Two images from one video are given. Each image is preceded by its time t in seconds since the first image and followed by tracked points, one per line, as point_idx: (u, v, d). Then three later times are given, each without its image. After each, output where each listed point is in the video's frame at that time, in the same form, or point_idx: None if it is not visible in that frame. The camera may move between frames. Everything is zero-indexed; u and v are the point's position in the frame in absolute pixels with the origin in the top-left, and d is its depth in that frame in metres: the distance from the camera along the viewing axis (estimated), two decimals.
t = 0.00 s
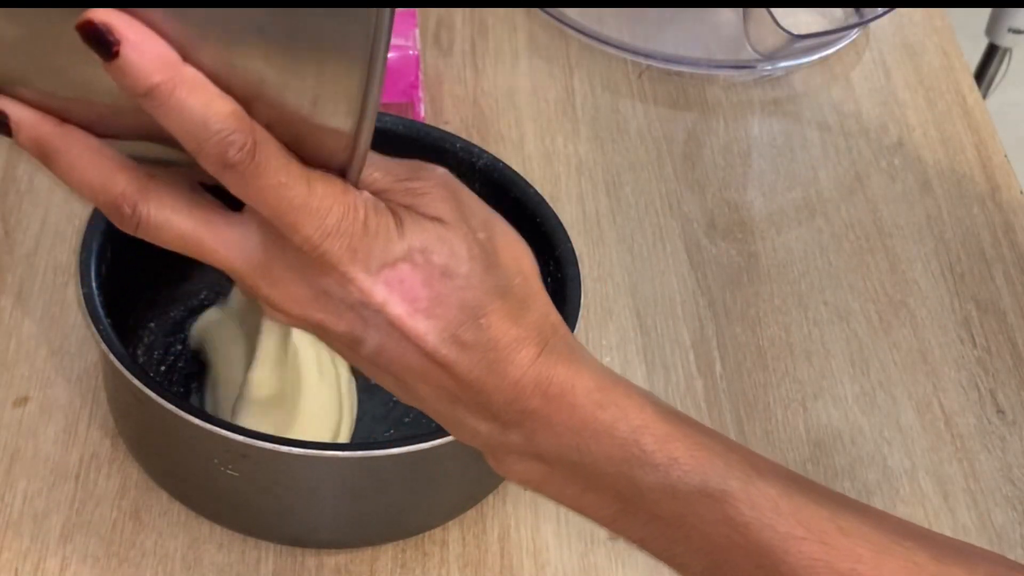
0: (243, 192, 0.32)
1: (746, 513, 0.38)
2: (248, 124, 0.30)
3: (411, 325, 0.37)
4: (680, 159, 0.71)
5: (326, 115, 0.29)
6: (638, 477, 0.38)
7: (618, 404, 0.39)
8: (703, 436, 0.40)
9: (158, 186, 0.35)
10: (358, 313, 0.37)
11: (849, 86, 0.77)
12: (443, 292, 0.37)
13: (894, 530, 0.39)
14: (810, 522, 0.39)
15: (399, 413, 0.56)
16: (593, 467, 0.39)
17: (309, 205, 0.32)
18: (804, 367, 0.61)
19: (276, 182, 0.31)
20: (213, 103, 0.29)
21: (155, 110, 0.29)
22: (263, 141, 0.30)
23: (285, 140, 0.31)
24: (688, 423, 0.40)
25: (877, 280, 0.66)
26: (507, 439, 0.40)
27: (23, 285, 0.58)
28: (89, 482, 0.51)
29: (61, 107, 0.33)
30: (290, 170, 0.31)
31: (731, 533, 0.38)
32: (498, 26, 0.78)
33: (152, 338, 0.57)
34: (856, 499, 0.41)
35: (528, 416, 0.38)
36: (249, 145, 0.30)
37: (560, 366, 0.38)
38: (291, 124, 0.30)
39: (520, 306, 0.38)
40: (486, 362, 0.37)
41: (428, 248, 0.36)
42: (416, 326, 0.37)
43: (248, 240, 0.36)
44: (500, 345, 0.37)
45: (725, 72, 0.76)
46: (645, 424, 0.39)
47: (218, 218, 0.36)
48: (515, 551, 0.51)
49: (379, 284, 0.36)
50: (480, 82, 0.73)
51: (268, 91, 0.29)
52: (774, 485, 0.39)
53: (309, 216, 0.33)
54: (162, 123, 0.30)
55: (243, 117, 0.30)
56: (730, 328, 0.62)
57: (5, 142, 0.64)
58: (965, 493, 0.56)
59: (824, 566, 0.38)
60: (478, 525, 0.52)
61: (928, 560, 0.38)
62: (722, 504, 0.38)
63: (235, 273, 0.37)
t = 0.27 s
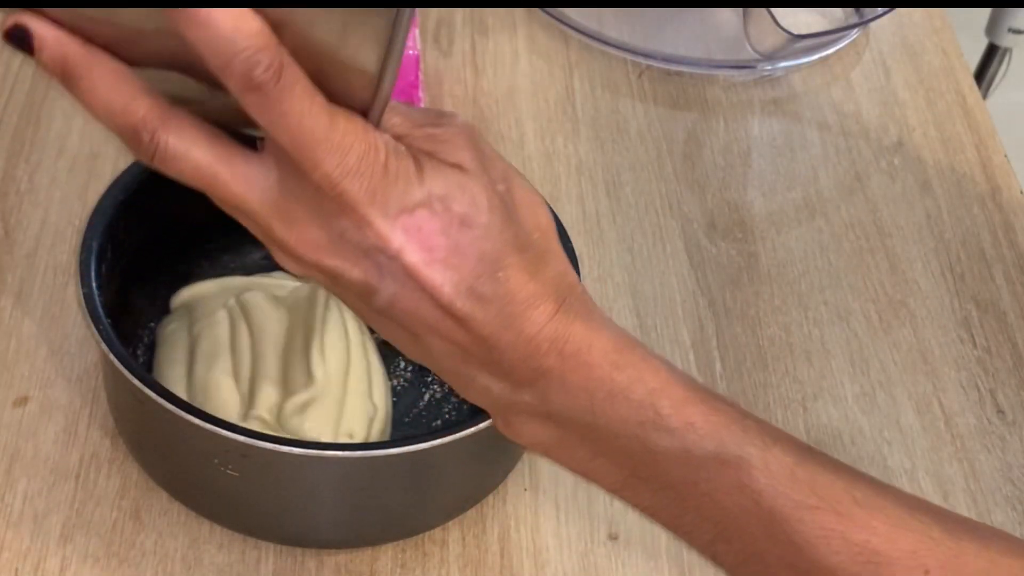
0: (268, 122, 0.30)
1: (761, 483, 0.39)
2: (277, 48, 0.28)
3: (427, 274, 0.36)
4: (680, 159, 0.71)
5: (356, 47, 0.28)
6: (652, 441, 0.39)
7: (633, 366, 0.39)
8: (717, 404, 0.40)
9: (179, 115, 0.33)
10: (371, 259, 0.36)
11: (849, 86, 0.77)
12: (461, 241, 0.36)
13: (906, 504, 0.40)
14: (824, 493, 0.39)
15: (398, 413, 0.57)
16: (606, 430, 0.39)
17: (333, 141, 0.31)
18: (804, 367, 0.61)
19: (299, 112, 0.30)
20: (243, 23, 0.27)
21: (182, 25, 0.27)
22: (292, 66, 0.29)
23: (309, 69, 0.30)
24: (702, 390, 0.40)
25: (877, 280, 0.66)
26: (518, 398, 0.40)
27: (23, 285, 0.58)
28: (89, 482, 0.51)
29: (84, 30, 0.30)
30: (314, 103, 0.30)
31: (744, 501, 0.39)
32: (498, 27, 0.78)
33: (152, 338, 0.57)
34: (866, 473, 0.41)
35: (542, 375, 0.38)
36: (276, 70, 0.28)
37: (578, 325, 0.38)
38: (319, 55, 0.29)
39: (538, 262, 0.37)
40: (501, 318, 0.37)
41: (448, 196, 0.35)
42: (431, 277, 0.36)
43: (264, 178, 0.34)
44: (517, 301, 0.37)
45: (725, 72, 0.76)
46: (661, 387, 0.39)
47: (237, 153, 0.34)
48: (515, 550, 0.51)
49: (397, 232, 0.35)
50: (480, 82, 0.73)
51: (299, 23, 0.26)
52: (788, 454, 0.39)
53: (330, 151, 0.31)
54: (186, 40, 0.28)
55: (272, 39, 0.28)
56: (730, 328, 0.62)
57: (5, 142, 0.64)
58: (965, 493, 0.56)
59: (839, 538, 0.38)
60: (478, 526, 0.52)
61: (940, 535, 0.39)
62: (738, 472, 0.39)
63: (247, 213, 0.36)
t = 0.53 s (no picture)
0: (280, 112, 0.31)
1: (765, 458, 0.38)
2: (290, 43, 0.29)
3: (442, 256, 0.37)
4: (680, 159, 0.71)
5: (365, 36, 0.28)
6: (658, 415, 0.39)
7: (642, 342, 0.39)
8: (731, 381, 0.40)
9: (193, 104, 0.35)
10: (389, 242, 0.37)
11: (849, 86, 0.77)
12: (475, 223, 0.37)
13: (918, 487, 0.39)
14: (831, 470, 0.38)
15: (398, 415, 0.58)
16: (614, 405, 0.39)
17: (346, 131, 0.32)
18: (804, 367, 0.61)
19: (313, 104, 0.30)
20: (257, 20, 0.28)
21: (199, 26, 0.27)
22: (304, 60, 0.29)
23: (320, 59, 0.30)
24: (715, 367, 0.40)
25: (877, 280, 0.66)
26: (531, 371, 0.41)
27: (23, 285, 0.58)
28: (89, 482, 0.51)
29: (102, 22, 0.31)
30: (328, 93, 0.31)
31: (748, 475, 0.38)
32: (498, 27, 0.78)
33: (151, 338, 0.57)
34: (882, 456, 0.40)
35: (551, 349, 0.39)
36: (291, 65, 0.29)
37: (587, 300, 0.39)
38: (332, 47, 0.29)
39: (551, 240, 0.38)
40: (515, 294, 0.38)
41: (463, 177, 0.36)
42: (446, 258, 0.37)
43: (279, 162, 0.36)
44: (528, 277, 0.38)
45: (726, 72, 0.76)
46: (669, 363, 0.39)
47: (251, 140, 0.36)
48: (515, 551, 0.51)
49: (413, 213, 0.36)
50: (480, 83, 0.73)
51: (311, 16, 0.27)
52: (795, 430, 0.39)
53: (343, 141, 0.32)
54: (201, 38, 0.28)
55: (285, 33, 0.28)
56: (730, 328, 0.62)
57: (5, 142, 0.64)
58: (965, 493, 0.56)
59: (845, 516, 0.37)
60: (478, 526, 0.52)
61: (949, 516, 0.37)
62: (742, 447, 0.38)
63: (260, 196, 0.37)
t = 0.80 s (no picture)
0: (252, 107, 0.30)
1: (736, 452, 0.37)
2: (261, 38, 0.28)
3: (414, 250, 0.36)
4: (680, 159, 0.71)
5: (338, 33, 0.27)
6: (628, 410, 0.37)
7: (616, 336, 0.38)
8: (699, 373, 0.39)
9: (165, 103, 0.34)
10: (361, 238, 0.36)
11: (849, 86, 0.77)
12: (448, 218, 0.36)
13: (886, 481, 0.39)
14: (801, 464, 0.38)
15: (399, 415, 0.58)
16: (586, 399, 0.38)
17: (319, 126, 0.31)
18: (803, 366, 0.61)
19: (285, 100, 0.30)
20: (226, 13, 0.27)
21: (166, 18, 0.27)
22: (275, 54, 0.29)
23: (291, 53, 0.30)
24: (683, 359, 0.39)
25: (877, 280, 0.66)
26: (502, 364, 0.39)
27: (23, 285, 0.58)
28: (89, 482, 0.51)
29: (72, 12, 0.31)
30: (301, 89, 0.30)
31: (718, 469, 0.37)
32: (498, 27, 0.78)
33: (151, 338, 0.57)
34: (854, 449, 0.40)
35: (523, 343, 0.37)
36: (261, 61, 0.28)
37: (560, 294, 0.37)
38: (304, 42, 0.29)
39: (524, 234, 0.37)
40: (487, 289, 0.36)
41: (435, 174, 0.35)
42: (419, 253, 0.36)
43: (253, 161, 0.35)
44: (502, 271, 0.36)
45: (725, 72, 0.76)
46: (641, 357, 0.38)
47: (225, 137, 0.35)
48: (515, 551, 0.51)
49: (385, 208, 0.35)
50: (480, 83, 0.73)
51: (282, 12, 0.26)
52: (767, 424, 0.38)
53: (316, 138, 0.31)
54: (169, 30, 0.28)
55: (256, 28, 0.28)
56: (730, 328, 0.62)
57: (5, 143, 0.64)
58: (965, 492, 0.56)
59: (813, 509, 0.37)
60: (478, 526, 0.52)
61: (917, 509, 0.38)
62: (714, 441, 0.37)
63: (235, 194, 0.36)
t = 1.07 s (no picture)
0: (249, 165, 0.31)
1: (735, 473, 0.38)
2: (257, 103, 0.29)
3: (417, 289, 0.36)
4: (680, 159, 0.71)
5: (333, 83, 0.28)
6: (627, 435, 0.38)
7: (614, 364, 0.38)
8: (694, 394, 0.39)
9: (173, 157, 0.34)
10: (366, 280, 0.36)
11: (848, 86, 0.77)
12: (446, 261, 0.36)
13: (881, 495, 0.39)
14: (799, 484, 0.38)
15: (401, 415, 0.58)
16: (588, 425, 0.38)
17: (316, 185, 0.32)
18: (804, 366, 0.61)
19: (282, 159, 0.30)
20: (219, 80, 0.28)
21: (163, 84, 0.28)
22: (272, 118, 0.30)
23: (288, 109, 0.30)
24: (678, 378, 0.39)
25: (877, 280, 0.66)
26: (507, 395, 0.40)
27: (23, 285, 0.58)
28: (89, 482, 0.51)
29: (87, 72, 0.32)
30: (299, 147, 0.30)
31: (718, 490, 0.38)
32: (498, 27, 0.78)
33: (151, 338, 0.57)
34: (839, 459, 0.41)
35: (529, 373, 0.38)
36: (258, 123, 0.29)
37: (559, 326, 0.37)
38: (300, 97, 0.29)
39: (523, 271, 0.37)
40: (490, 323, 0.37)
41: (434, 220, 0.35)
42: (421, 292, 0.36)
43: (256, 213, 0.35)
44: (500, 306, 0.36)
45: (725, 72, 0.76)
46: (639, 384, 0.38)
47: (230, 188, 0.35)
48: (515, 550, 0.51)
49: (385, 254, 0.35)
50: (480, 83, 0.73)
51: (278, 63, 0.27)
52: (763, 445, 0.39)
53: (314, 193, 0.32)
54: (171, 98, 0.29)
55: (251, 96, 0.29)
56: (730, 328, 0.62)
57: (5, 142, 0.64)
58: (965, 492, 0.56)
59: (811, 528, 0.37)
60: (478, 526, 0.52)
61: (911, 524, 0.38)
62: (710, 463, 0.38)
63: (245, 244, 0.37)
